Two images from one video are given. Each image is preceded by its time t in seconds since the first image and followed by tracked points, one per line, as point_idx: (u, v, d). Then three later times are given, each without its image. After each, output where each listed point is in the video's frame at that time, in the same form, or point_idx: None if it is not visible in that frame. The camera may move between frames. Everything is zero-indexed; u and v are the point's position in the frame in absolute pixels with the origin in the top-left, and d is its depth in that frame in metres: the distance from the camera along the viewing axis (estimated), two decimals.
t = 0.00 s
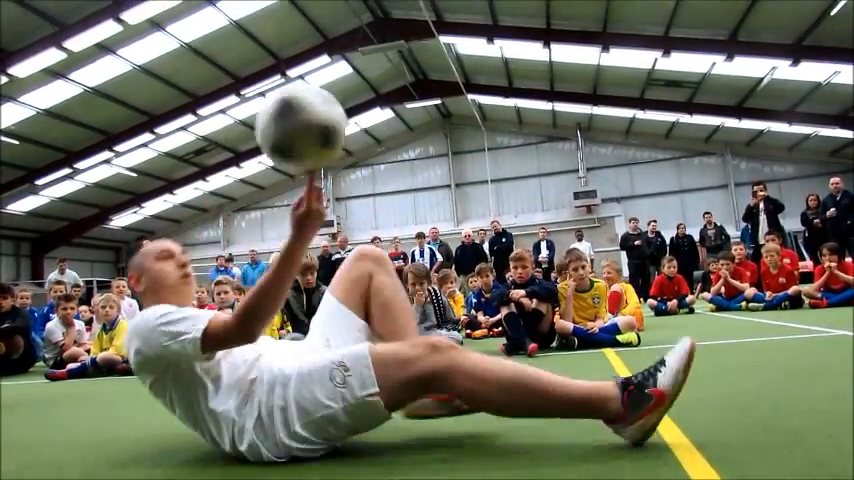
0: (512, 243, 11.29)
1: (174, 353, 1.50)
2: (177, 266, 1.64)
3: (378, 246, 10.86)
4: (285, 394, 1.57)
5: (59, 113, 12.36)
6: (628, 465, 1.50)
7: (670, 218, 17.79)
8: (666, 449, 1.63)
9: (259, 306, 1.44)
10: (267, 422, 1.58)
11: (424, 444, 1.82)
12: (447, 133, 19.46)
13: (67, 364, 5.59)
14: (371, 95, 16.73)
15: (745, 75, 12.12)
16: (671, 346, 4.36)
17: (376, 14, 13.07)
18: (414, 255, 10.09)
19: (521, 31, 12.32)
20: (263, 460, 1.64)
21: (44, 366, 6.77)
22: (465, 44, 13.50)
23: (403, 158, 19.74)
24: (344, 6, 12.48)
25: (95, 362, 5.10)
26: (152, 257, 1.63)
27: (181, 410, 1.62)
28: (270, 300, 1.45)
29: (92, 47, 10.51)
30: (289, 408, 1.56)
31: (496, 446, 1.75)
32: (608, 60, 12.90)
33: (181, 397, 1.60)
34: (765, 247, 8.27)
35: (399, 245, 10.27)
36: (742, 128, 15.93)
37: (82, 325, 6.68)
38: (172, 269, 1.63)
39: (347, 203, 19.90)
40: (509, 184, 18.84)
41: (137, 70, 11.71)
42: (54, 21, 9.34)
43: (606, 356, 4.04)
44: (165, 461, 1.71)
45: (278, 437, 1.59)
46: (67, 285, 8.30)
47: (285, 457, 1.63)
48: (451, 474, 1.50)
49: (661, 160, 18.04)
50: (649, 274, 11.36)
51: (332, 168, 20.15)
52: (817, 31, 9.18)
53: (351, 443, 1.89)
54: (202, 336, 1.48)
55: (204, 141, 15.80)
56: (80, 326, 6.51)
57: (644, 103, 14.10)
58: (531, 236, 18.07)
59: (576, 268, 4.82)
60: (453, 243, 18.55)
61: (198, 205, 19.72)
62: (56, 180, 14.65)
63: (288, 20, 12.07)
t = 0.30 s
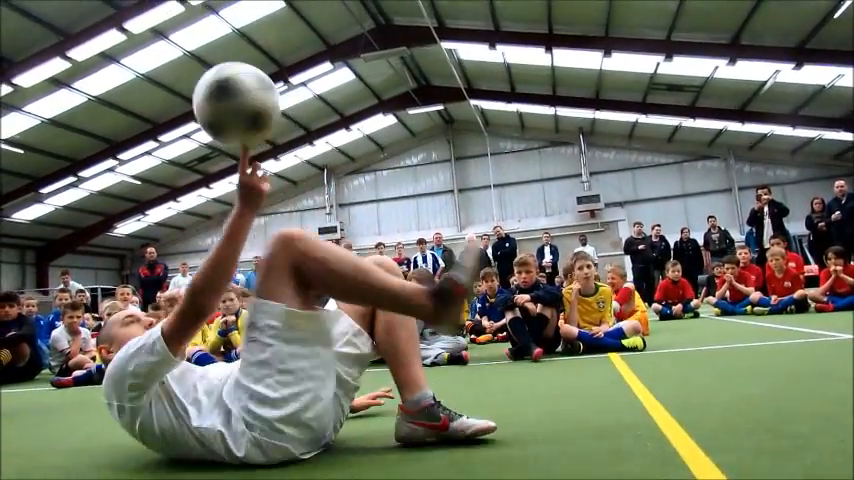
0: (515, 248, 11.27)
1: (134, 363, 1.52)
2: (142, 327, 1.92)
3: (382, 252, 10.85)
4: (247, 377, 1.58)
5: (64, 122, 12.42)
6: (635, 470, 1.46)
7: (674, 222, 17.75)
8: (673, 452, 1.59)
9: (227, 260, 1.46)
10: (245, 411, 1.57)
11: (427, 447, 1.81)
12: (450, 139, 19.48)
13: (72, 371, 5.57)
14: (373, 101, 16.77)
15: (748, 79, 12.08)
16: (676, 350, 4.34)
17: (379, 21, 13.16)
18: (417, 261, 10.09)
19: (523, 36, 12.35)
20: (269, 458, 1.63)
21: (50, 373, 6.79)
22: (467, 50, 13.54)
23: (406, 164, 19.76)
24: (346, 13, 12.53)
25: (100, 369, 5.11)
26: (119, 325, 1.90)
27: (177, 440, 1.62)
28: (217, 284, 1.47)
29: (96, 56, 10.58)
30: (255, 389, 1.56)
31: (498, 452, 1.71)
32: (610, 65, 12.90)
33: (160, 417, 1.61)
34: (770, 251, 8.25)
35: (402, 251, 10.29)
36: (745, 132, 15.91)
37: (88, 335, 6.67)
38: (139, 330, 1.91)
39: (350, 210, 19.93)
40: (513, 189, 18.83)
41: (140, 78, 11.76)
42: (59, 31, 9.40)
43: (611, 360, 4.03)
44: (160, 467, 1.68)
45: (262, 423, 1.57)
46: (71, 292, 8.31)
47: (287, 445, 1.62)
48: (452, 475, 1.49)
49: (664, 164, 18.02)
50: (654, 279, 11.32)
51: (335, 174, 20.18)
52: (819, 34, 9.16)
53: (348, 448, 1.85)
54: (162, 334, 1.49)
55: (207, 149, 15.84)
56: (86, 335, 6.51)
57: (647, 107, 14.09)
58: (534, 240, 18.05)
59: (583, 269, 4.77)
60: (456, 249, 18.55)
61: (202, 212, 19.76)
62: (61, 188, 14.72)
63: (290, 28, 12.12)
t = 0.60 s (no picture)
0: (521, 249, 11.24)
1: (126, 375, 1.53)
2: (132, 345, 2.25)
3: (388, 255, 10.85)
4: (220, 388, 1.59)
5: (71, 129, 12.50)
6: (645, 471, 1.45)
7: (680, 223, 17.66)
8: (686, 453, 1.59)
9: (191, 260, 1.50)
10: (232, 417, 1.59)
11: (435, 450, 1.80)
12: (455, 141, 19.49)
13: (82, 376, 5.60)
14: (378, 105, 16.82)
15: (753, 78, 12.01)
16: (686, 352, 4.30)
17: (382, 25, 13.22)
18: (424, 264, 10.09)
19: (527, 38, 12.33)
20: (268, 460, 1.67)
21: (60, 378, 6.82)
22: (471, 52, 13.55)
23: (411, 167, 19.77)
24: (349, 17, 12.57)
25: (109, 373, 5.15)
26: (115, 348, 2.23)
27: (178, 442, 1.65)
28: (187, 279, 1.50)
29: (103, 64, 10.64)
30: (235, 397, 1.57)
31: (508, 454, 1.71)
32: (614, 66, 12.87)
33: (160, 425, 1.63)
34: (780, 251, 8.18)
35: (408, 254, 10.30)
36: (751, 132, 15.84)
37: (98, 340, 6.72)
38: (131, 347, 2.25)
39: (356, 213, 19.97)
40: (518, 191, 18.81)
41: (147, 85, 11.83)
42: (65, 39, 9.46)
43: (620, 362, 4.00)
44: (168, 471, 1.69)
45: (251, 427, 1.59)
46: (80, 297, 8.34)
47: (281, 445, 1.66)
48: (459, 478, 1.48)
49: (670, 164, 17.95)
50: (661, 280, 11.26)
51: (341, 178, 20.23)
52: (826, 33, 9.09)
53: (358, 451, 1.85)
54: (145, 343, 1.49)
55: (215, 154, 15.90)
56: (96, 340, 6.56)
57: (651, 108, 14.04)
58: (540, 242, 18.00)
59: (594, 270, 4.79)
60: (463, 251, 18.54)
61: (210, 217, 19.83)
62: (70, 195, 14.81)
63: (294, 33, 12.17)
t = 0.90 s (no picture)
0: (532, 252, 11.20)
1: (133, 377, 1.55)
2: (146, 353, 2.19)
3: (398, 257, 10.83)
4: (225, 387, 1.58)
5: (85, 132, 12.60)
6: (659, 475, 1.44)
7: (693, 226, 17.53)
8: (703, 457, 1.57)
9: (183, 257, 1.49)
10: (239, 416, 1.59)
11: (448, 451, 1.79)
12: (465, 144, 19.49)
13: (96, 376, 5.64)
14: (389, 107, 16.86)
15: (768, 80, 11.93)
16: (700, 356, 4.26)
17: (393, 27, 13.28)
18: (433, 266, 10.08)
19: (538, 39, 12.30)
20: (278, 460, 1.66)
21: (73, 378, 6.87)
22: (482, 55, 13.56)
23: (422, 169, 19.78)
24: (361, 19, 12.61)
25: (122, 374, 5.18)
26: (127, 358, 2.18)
27: (188, 445, 1.64)
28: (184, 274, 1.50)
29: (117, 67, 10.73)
30: (239, 396, 1.57)
31: (521, 458, 1.69)
32: (625, 68, 12.81)
33: (168, 428, 1.62)
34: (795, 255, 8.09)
35: (418, 256, 10.30)
36: (765, 134, 15.71)
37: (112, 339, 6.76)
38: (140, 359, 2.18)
39: (366, 215, 20.01)
40: (529, 193, 18.77)
41: (159, 88, 11.90)
42: (79, 42, 9.55)
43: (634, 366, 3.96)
44: (179, 472, 1.68)
45: (259, 426, 1.58)
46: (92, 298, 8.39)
47: (291, 445, 1.65)
48: None
49: (683, 167, 17.82)
50: (674, 283, 11.16)
51: (352, 180, 20.27)
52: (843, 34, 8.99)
53: (371, 453, 1.84)
54: (148, 342, 1.51)
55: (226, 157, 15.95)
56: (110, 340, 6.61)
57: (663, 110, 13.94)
58: (551, 245, 17.94)
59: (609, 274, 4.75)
60: (473, 253, 18.51)
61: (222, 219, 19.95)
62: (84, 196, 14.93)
63: (306, 36, 12.22)
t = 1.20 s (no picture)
0: (547, 253, 11.15)
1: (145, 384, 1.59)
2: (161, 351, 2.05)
3: (412, 258, 10.83)
4: (248, 385, 1.55)
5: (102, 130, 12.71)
6: None
7: (709, 228, 17.37)
8: (722, 461, 1.54)
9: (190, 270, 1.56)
10: (260, 416, 1.57)
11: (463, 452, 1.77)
12: (480, 144, 19.46)
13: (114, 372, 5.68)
14: (403, 107, 16.87)
15: (788, 81, 11.80)
16: (717, 360, 4.20)
17: (408, 27, 13.28)
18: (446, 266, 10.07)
19: (553, 39, 12.25)
20: (297, 459, 1.66)
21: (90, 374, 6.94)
22: (498, 55, 13.53)
23: (436, 169, 19.76)
24: (377, 19, 12.62)
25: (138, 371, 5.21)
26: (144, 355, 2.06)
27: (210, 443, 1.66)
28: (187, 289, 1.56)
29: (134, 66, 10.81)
30: (265, 394, 1.53)
31: (536, 461, 1.66)
32: (641, 68, 12.74)
33: (185, 427, 1.65)
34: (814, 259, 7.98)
35: (431, 256, 10.29)
36: (783, 135, 15.54)
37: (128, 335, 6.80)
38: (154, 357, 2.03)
39: (380, 215, 20.04)
40: (543, 194, 18.70)
41: (175, 87, 11.98)
42: (96, 41, 9.63)
43: (649, 369, 3.91)
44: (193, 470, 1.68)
45: (280, 427, 1.57)
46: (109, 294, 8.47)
47: (310, 449, 1.64)
48: None
49: (700, 168, 17.65)
50: (690, 286, 11.05)
51: (366, 179, 20.30)
52: None
53: (385, 454, 1.83)
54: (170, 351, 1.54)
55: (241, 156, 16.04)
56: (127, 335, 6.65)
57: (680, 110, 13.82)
58: (565, 246, 17.87)
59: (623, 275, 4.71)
60: (486, 254, 18.47)
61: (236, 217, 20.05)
62: (100, 194, 15.07)
63: (321, 36, 12.25)
